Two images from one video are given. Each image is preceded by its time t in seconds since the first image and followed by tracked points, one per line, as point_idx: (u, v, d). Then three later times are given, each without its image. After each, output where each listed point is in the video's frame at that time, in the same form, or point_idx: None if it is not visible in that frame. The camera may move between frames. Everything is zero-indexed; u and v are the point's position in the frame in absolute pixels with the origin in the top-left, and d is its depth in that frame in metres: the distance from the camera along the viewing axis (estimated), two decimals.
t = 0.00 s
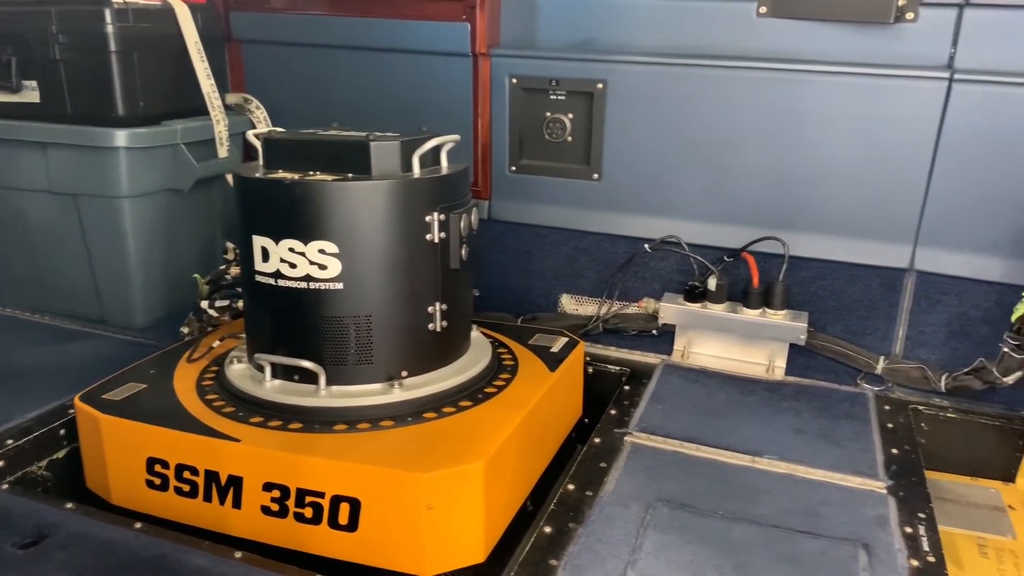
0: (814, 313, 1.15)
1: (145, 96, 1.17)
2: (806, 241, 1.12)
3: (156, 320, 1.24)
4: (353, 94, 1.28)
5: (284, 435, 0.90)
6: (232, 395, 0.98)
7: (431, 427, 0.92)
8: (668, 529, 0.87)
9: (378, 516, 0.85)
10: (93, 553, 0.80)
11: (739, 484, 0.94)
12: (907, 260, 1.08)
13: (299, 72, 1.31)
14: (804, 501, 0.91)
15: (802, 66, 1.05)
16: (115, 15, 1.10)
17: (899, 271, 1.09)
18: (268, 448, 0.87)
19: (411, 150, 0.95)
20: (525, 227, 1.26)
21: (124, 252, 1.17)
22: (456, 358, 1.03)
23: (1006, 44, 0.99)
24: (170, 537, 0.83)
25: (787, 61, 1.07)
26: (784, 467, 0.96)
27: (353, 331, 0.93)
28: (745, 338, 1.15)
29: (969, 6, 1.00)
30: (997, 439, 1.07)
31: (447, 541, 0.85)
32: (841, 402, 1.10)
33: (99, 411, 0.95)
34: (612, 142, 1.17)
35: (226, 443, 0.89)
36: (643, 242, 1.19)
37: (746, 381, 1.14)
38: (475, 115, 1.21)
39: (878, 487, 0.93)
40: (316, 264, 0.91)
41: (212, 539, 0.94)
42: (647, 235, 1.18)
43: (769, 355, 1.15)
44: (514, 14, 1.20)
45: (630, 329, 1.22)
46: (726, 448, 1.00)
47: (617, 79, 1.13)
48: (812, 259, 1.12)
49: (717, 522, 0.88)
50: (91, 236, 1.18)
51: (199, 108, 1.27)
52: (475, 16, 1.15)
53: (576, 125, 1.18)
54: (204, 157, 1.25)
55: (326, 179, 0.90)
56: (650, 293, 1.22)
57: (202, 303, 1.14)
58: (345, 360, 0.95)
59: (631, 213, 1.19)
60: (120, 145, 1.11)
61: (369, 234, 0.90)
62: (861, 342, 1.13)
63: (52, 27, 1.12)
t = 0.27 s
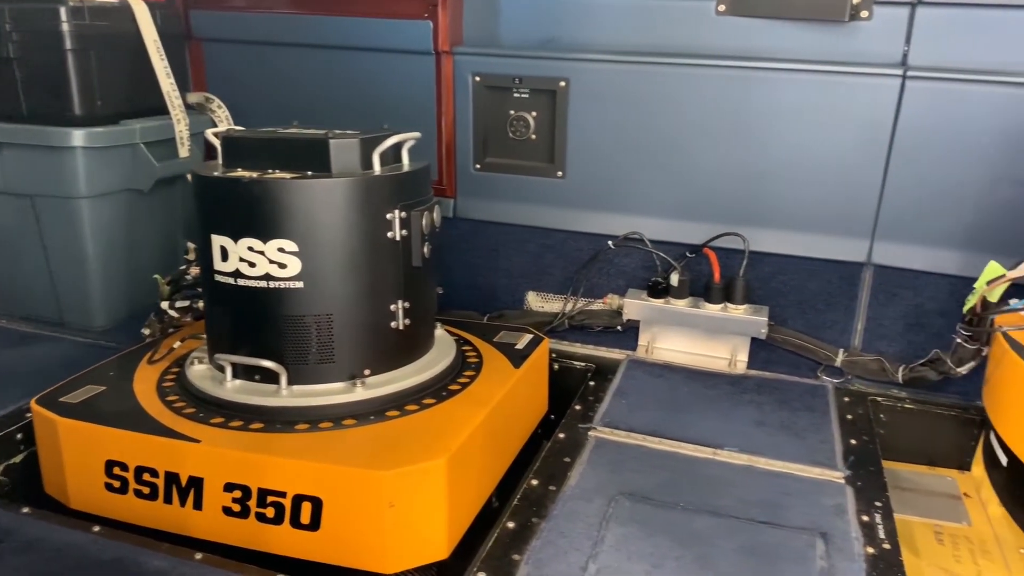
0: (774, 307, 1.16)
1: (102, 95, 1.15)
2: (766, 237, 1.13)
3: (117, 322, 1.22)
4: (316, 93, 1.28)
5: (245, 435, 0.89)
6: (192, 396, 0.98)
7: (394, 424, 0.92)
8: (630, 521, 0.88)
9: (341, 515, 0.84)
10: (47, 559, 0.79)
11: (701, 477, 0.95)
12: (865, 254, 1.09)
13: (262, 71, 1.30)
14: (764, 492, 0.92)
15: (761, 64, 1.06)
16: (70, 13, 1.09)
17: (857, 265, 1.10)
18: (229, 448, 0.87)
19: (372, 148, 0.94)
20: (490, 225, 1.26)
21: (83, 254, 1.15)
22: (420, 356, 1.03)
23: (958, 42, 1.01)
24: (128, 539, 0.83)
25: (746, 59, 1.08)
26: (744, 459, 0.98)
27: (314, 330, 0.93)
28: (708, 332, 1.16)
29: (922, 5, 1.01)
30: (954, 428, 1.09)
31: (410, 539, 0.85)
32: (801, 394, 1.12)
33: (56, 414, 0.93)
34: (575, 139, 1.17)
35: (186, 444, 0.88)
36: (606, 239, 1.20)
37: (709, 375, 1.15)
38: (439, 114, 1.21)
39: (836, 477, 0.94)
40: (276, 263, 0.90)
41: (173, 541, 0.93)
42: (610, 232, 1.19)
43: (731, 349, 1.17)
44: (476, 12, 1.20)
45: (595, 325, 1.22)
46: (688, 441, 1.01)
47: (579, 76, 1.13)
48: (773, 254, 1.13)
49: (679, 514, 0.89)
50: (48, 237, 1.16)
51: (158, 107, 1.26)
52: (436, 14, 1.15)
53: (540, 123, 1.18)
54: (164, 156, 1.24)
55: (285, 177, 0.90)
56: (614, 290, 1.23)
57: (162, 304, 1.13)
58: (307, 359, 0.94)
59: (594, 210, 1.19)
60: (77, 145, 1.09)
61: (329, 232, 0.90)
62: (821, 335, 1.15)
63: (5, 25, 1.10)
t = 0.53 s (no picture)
0: (736, 302, 1.18)
1: (57, 94, 1.13)
2: (727, 233, 1.14)
3: (75, 326, 1.19)
4: (278, 92, 1.27)
5: (206, 436, 0.89)
6: (152, 397, 0.96)
7: (357, 423, 0.92)
8: (593, 515, 0.88)
9: (304, 514, 0.84)
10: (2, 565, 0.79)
11: (663, 470, 0.96)
12: (823, 249, 1.10)
13: (223, 70, 1.29)
14: (726, 484, 0.93)
15: (719, 62, 1.07)
16: (23, 11, 1.07)
17: (816, 259, 1.12)
18: (190, 449, 0.86)
19: (332, 145, 0.94)
20: (455, 223, 1.26)
21: (39, 255, 1.13)
22: (383, 354, 1.03)
23: (909, 40, 1.03)
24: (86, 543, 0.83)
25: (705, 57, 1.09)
26: (706, 451, 0.99)
27: (276, 329, 0.92)
28: (672, 327, 1.17)
29: (875, 4, 1.04)
30: (910, 419, 1.10)
31: (374, 537, 0.85)
32: (763, 387, 1.13)
33: (10, 418, 0.91)
34: (538, 137, 1.17)
35: (145, 446, 0.87)
36: (571, 236, 1.21)
37: (672, 369, 1.16)
38: (402, 112, 1.21)
39: (797, 467, 0.96)
40: (236, 262, 0.90)
41: (133, 545, 0.92)
42: (574, 229, 1.19)
43: (694, 344, 1.18)
44: (438, 10, 1.20)
45: (561, 322, 1.23)
46: (652, 435, 1.01)
47: (541, 74, 1.14)
48: (734, 249, 1.15)
49: (641, 507, 0.89)
50: (4, 239, 1.14)
51: (116, 106, 1.24)
52: (398, 11, 1.14)
53: (504, 121, 1.18)
54: (123, 157, 1.22)
55: (244, 175, 0.89)
56: (580, 287, 1.24)
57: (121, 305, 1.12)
58: (268, 359, 0.94)
59: (558, 207, 1.20)
60: (31, 144, 1.07)
61: (290, 231, 0.90)
62: (782, 329, 1.17)
63: None
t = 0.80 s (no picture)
0: (698, 298, 1.19)
1: (11, 94, 1.11)
2: (689, 230, 1.15)
3: (33, 330, 1.17)
4: (240, 91, 1.26)
5: (166, 439, 0.88)
6: (111, 401, 0.95)
7: (320, 424, 0.91)
8: (557, 511, 0.89)
9: (266, 515, 0.83)
10: None
11: (627, 464, 0.96)
12: (782, 245, 1.12)
13: (183, 68, 1.27)
14: (688, 477, 0.94)
15: (680, 60, 1.08)
16: None
17: (776, 256, 1.13)
18: (150, 452, 0.85)
19: (292, 144, 0.93)
20: (420, 222, 1.26)
21: None
22: (347, 354, 1.02)
23: (864, 39, 1.05)
24: (46, 550, 0.82)
25: (666, 55, 1.10)
26: (669, 446, 0.99)
27: (237, 330, 0.92)
28: (636, 324, 1.19)
29: (831, 4, 1.05)
30: (870, 410, 1.12)
31: (338, 537, 0.85)
32: (725, 381, 1.14)
33: None
34: (502, 136, 1.17)
35: (104, 450, 0.86)
36: (535, 234, 1.21)
37: (637, 365, 1.18)
38: (365, 111, 1.20)
39: (758, 460, 0.97)
40: (194, 262, 0.89)
41: (93, 550, 0.91)
42: (538, 227, 1.20)
43: (658, 340, 1.20)
44: (400, 9, 1.19)
45: (527, 320, 1.24)
46: (616, 431, 1.02)
47: (504, 73, 1.14)
48: (696, 246, 1.16)
49: (605, 502, 0.90)
50: None
51: (73, 106, 1.22)
52: (360, 10, 1.13)
53: (468, 120, 1.18)
54: (80, 157, 1.20)
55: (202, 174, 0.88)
56: (545, 285, 1.24)
57: (80, 307, 1.11)
58: (229, 360, 0.93)
59: (522, 205, 1.20)
60: None
61: (250, 231, 0.89)
62: (744, 325, 1.18)
63: None
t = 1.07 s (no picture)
0: (661, 294, 1.20)
1: None
2: (651, 227, 1.16)
3: None
4: (199, 91, 1.24)
5: (124, 442, 0.86)
6: (68, 404, 0.94)
7: (281, 424, 0.91)
8: (520, 507, 0.89)
9: (226, 517, 0.83)
10: None
11: (590, 459, 0.97)
12: (742, 241, 1.13)
13: (141, 67, 1.26)
14: (651, 471, 0.95)
15: (640, 59, 1.09)
16: None
17: (736, 252, 1.15)
18: (106, 455, 0.84)
19: (250, 143, 0.93)
20: (384, 221, 1.25)
21: None
22: (308, 354, 1.02)
23: (819, 38, 1.07)
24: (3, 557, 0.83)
25: (627, 54, 1.11)
26: (632, 440, 1.00)
27: (195, 331, 0.91)
28: (600, 320, 1.19)
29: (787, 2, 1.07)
30: (829, 403, 1.13)
31: (299, 538, 0.84)
32: (688, 376, 1.16)
33: None
34: (465, 134, 1.18)
35: (59, 454, 0.84)
36: (499, 232, 1.22)
37: (601, 361, 1.18)
38: (327, 109, 1.20)
39: (718, 453, 0.98)
40: (151, 263, 0.88)
41: (51, 556, 0.89)
42: (502, 225, 1.20)
43: (623, 336, 1.20)
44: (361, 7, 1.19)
45: (492, 318, 1.24)
46: (580, 427, 1.03)
47: (466, 71, 1.14)
48: (658, 243, 1.17)
49: (568, 497, 0.90)
50: None
51: (27, 106, 1.20)
52: (321, 9, 1.13)
53: (430, 118, 1.18)
54: (35, 158, 1.18)
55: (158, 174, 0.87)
56: (510, 283, 1.25)
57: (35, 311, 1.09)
58: (188, 361, 0.92)
59: (485, 203, 1.20)
60: None
61: (207, 230, 0.88)
62: (706, 320, 1.20)
63: None
